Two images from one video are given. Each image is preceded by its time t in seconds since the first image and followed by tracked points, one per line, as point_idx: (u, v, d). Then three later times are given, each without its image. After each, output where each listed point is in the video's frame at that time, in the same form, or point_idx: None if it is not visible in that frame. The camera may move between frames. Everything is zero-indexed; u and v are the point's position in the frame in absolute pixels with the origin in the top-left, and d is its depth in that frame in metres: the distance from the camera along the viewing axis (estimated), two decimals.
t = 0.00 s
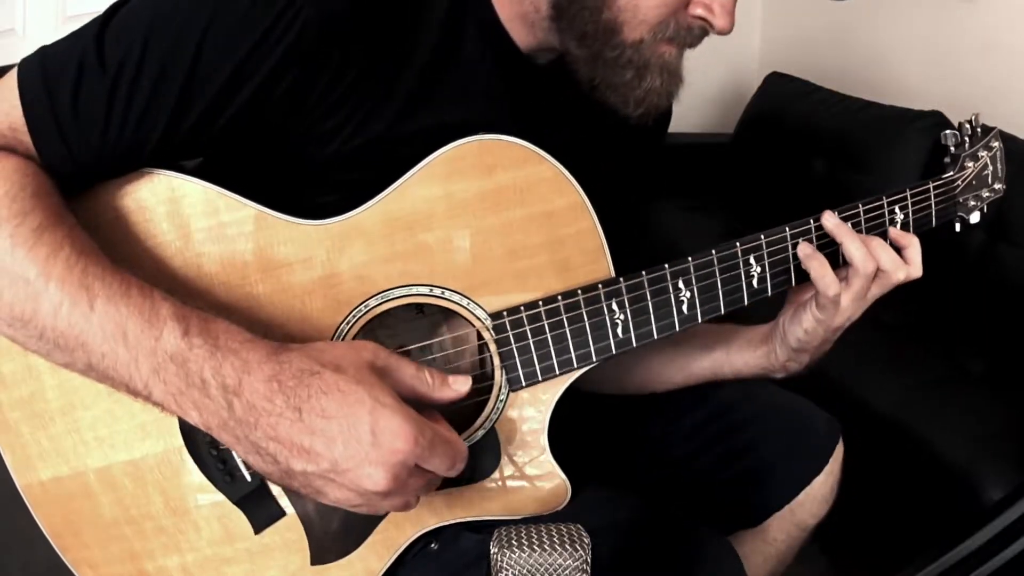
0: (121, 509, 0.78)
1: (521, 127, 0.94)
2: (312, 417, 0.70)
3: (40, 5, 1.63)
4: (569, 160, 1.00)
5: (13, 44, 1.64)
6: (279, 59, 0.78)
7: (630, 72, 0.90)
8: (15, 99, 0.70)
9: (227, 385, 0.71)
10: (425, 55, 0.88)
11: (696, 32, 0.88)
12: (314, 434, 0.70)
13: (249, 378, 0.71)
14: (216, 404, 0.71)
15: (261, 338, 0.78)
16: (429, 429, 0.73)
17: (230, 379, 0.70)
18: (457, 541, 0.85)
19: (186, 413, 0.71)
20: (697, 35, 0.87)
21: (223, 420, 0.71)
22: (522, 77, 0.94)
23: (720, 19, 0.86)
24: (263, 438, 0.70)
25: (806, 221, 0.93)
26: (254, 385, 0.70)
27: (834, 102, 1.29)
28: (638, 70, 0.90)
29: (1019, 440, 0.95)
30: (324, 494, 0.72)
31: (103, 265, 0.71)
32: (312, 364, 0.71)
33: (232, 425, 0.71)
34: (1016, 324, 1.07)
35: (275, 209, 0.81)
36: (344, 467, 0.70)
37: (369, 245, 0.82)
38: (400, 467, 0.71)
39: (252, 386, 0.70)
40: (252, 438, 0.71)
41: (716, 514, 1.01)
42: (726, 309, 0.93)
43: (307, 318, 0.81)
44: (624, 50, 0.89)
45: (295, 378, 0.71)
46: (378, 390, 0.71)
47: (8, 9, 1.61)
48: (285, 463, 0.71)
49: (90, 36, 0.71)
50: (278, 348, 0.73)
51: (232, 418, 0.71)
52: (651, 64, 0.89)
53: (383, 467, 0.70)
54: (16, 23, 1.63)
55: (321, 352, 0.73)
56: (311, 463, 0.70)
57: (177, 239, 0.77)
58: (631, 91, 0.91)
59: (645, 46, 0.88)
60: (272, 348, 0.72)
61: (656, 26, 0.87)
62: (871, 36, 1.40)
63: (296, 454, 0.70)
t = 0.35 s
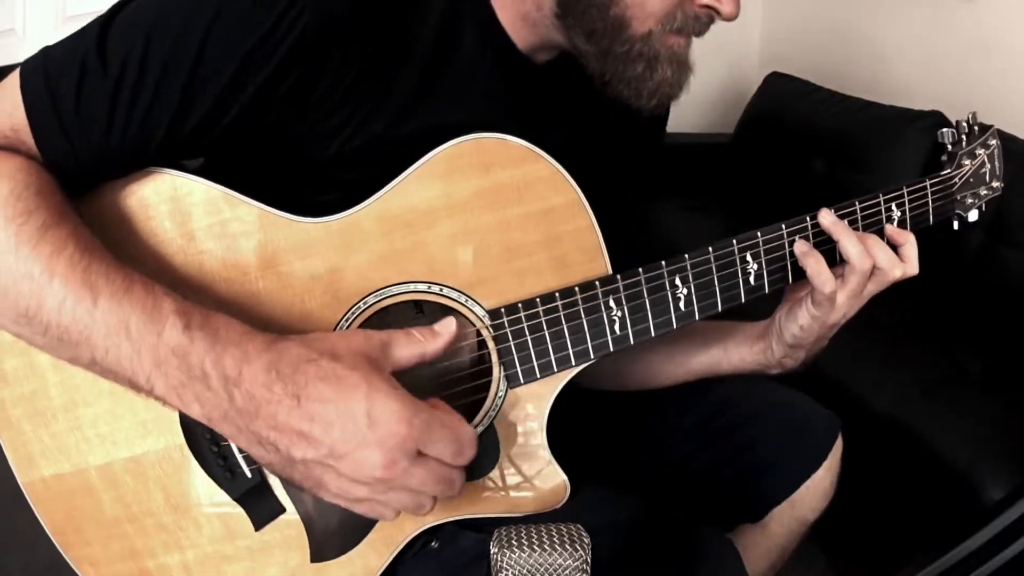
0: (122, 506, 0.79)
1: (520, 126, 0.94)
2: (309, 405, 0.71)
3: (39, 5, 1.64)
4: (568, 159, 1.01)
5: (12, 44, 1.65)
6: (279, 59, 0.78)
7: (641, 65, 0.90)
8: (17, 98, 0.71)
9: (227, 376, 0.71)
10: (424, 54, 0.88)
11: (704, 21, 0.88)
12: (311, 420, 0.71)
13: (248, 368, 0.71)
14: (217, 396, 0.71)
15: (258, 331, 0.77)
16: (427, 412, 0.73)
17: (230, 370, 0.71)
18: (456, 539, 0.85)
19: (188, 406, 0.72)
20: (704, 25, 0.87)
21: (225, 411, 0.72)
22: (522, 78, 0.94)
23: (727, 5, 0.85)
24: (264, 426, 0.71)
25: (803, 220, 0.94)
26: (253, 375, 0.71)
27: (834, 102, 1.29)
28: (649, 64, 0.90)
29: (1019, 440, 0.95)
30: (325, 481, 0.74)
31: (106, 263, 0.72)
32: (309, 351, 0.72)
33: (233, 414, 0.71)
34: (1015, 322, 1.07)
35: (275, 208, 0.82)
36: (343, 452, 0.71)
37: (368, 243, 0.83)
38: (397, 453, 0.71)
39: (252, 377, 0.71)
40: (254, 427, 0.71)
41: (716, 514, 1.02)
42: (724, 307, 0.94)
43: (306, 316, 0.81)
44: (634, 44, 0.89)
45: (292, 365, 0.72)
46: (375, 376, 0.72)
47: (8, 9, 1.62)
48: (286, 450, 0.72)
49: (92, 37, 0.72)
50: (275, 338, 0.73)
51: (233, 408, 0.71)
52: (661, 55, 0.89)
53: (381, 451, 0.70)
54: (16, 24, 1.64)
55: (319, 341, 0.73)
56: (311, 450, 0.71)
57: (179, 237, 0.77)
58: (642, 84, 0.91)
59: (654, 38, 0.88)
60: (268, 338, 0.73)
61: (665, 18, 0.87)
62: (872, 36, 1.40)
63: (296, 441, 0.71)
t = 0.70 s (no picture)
0: (121, 505, 0.78)
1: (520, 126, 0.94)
2: (314, 395, 0.70)
3: (38, 5, 1.64)
4: (568, 158, 1.01)
5: (12, 45, 1.64)
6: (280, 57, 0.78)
7: (656, 48, 0.90)
8: (16, 95, 0.71)
9: (230, 365, 0.71)
10: (424, 52, 0.88)
11: None
12: (316, 411, 0.70)
13: (251, 358, 0.71)
14: (219, 385, 0.71)
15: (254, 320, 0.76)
16: (429, 401, 0.72)
17: (233, 359, 0.71)
18: (455, 540, 0.86)
19: (190, 396, 0.71)
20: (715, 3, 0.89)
21: (228, 400, 0.71)
22: (522, 77, 0.94)
23: None
24: (267, 417, 0.70)
25: (803, 218, 0.94)
26: (256, 364, 0.71)
27: (833, 103, 1.29)
28: (663, 46, 0.91)
29: (1020, 438, 0.95)
30: (329, 474, 0.72)
31: (107, 252, 0.72)
32: (312, 341, 0.72)
33: (235, 405, 0.71)
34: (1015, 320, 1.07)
35: (278, 207, 0.82)
36: (348, 443, 0.70)
37: (369, 241, 0.83)
38: (402, 441, 0.70)
39: (255, 366, 0.71)
40: (256, 418, 0.71)
41: (716, 512, 1.02)
42: (724, 306, 0.94)
43: (306, 315, 0.81)
44: (649, 27, 0.89)
45: (295, 355, 0.71)
46: (378, 365, 0.71)
47: (7, 9, 1.62)
48: (289, 441, 0.71)
49: (92, 32, 0.72)
50: (278, 328, 0.73)
51: (235, 398, 0.71)
52: (673, 37, 0.91)
53: (386, 441, 0.70)
54: (16, 23, 1.63)
55: (321, 330, 0.73)
56: (315, 441, 0.70)
57: (179, 233, 0.77)
58: (658, 66, 0.92)
59: (667, 20, 0.89)
60: (271, 328, 0.73)
61: None
62: (872, 36, 1.40)
63: (300, 432, 0.70)
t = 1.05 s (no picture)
0: (122, 509, 0.78)
1: (519, 128, 0.94)
2: (303, 405, 0.70)
3: (38, 3, 1.63)
4: (566, 159, 1.01)
5: (11, 43, 1.64)
6: (276, 62, 0.79)
7: (658, 53, 0.89)
8: (15, 102, 0.71)
9: (220, 375, 0.71)
10: (421, 53, 0.88)
11: None
12: (305, 422, 0.70)
13: (241, 368, 0.71)
14: (210, 394, 0.71)
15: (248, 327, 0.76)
16: (419, 412, 0.72)
17: (223, 369, 0.71)
18: (459, 542, 0.86)
19: (182, 406, 0.72)
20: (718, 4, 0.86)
21: (218, 410, 0.71)
22: (521, 78, 0.94)
23: None
24: (257, 427, 0.71)
25: (801, 215, 0.94)
26: (246, 375, 0.71)
27: (831, 103, 1.29)
28: (666, 50, 0.89)
29: (1020, 438, 0.95)
30: (319, 486, 0.72)
31: (101, 261, 0.72)
32: (302, 353, 0.72)
33: (225, 415, 0.71)
34: (1015, 321, 1.06)
35: (272, 208, 0.82)
36: (337, 455, 0.70)
37: (367, 243, 0.83)
38: (391, 454, 0.70)
39: (244, 376, 0.71)
40: (246, 427, 0.71)
41: (716, 513, 1.02)
42: (722, 304, 0.94)
43: (306, 318, 0.81)
44: (650, 33, 0.87)
45: (285, 366, 0.71)
46: (370, 378, 0.71)
47: (7, 9, 1.61)
48: (278, 452, 0.71)
49: (87, 42, 0.72)
50: (269, 339, 0.73)
51: (226, 408, 0.71)
52: (677, 40, 0.88)
53: (375, 452, 0.70)
54: (16, 23, 1.63)
55: (313, 342, 0.73)
56: (304, 453, 0.70)
57: (177, 240, 0.77)
58: (661, 70, 0.91)
59: (668, 25, 0.87)
60: (262, 339, 0.73)
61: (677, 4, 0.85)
62: (871, 36, 1.39)
63: (289, 443, 0.70)
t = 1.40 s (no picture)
0: (120, 507, 0.79)
1: (517, 128, 0.94)
2: (304, 387, 0.71)
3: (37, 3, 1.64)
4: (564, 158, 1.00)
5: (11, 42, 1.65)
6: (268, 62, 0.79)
7: (637, 45, 0.87)
8: (10, 102, 0.71)
9: (222, 362, 0.71)
10: (417, 53, 0.88)
11: None
12: (307, 403, 0.70)
13: (242, 353, 0.71)
14: (212, 381, 0.71)
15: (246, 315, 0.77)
16: (418, 385, 0.73)
17: (224, 356, 0.71)
18: (455, 540, 0.87)
19: (185, 393, 0.72)
20: None
21: (221, 397, 0.71)
22: (517, 77, 0.94)
23: None
24: (260, 411, 0.71)
25: (798, 212, 0.94)
26: (246, 360, 0.71)
27: (832, 103, 1.28)
28: (644, 43, 0.87)
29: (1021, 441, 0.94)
30: (325, 464, 0.73)
31: (100, 256, 0.72)
32: (300, 334, 0.72)
33: (229, 401, 0.71)
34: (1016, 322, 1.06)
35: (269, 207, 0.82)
36: (340, 432, 0.71)
37: (363, 241, 0.83)
38: (394, 427, 0.71)
39: (246, 362, 0.71)
40: (250, 412, 0.71)
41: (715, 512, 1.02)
42: (720, 302, 0.93)
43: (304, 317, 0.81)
44: (628, 24, 0.86)
45: (284, 349, 0.72)
46: (367, 354, 0.72)
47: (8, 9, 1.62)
48: (283, 435, 0.71)
49: (83, 40, 0.72)
50: (268, 324, 0.74)
51: (229, 394, 0.71)
52: (656, 34, 0.87)
53: (377, 428, 0.70)
54: (16, 23, 1.64)
55: (310, 324, 0.74)
56: (307, 433, 0.71)
57: (175, 238, 0.78)
58: (639, 63, 0.89)
59: (648, 16, 0.86)
60: (261, 323, 0.73)
61: None
62: (872, 34, 1.39)
63: (293, 425, 0.71)
